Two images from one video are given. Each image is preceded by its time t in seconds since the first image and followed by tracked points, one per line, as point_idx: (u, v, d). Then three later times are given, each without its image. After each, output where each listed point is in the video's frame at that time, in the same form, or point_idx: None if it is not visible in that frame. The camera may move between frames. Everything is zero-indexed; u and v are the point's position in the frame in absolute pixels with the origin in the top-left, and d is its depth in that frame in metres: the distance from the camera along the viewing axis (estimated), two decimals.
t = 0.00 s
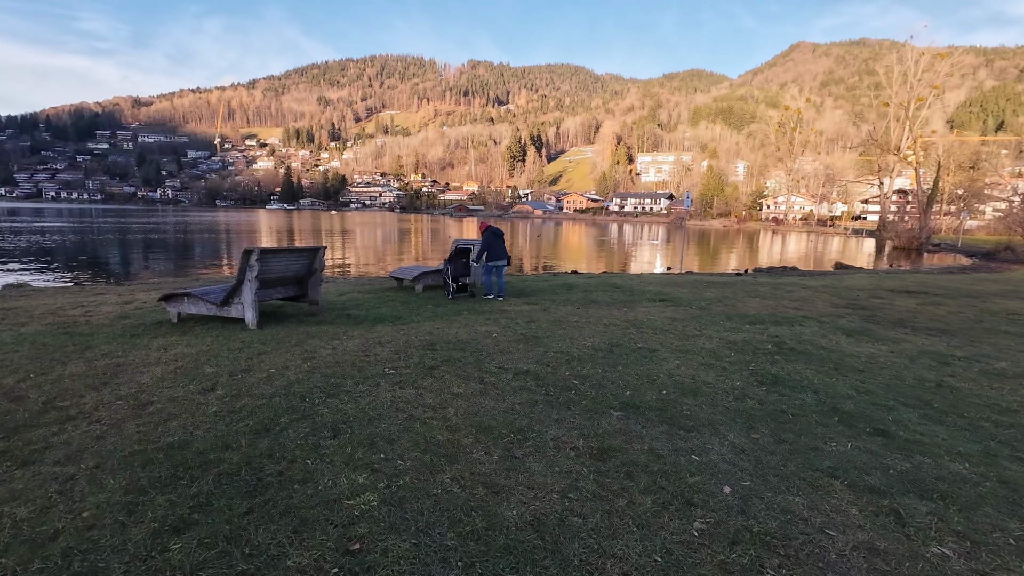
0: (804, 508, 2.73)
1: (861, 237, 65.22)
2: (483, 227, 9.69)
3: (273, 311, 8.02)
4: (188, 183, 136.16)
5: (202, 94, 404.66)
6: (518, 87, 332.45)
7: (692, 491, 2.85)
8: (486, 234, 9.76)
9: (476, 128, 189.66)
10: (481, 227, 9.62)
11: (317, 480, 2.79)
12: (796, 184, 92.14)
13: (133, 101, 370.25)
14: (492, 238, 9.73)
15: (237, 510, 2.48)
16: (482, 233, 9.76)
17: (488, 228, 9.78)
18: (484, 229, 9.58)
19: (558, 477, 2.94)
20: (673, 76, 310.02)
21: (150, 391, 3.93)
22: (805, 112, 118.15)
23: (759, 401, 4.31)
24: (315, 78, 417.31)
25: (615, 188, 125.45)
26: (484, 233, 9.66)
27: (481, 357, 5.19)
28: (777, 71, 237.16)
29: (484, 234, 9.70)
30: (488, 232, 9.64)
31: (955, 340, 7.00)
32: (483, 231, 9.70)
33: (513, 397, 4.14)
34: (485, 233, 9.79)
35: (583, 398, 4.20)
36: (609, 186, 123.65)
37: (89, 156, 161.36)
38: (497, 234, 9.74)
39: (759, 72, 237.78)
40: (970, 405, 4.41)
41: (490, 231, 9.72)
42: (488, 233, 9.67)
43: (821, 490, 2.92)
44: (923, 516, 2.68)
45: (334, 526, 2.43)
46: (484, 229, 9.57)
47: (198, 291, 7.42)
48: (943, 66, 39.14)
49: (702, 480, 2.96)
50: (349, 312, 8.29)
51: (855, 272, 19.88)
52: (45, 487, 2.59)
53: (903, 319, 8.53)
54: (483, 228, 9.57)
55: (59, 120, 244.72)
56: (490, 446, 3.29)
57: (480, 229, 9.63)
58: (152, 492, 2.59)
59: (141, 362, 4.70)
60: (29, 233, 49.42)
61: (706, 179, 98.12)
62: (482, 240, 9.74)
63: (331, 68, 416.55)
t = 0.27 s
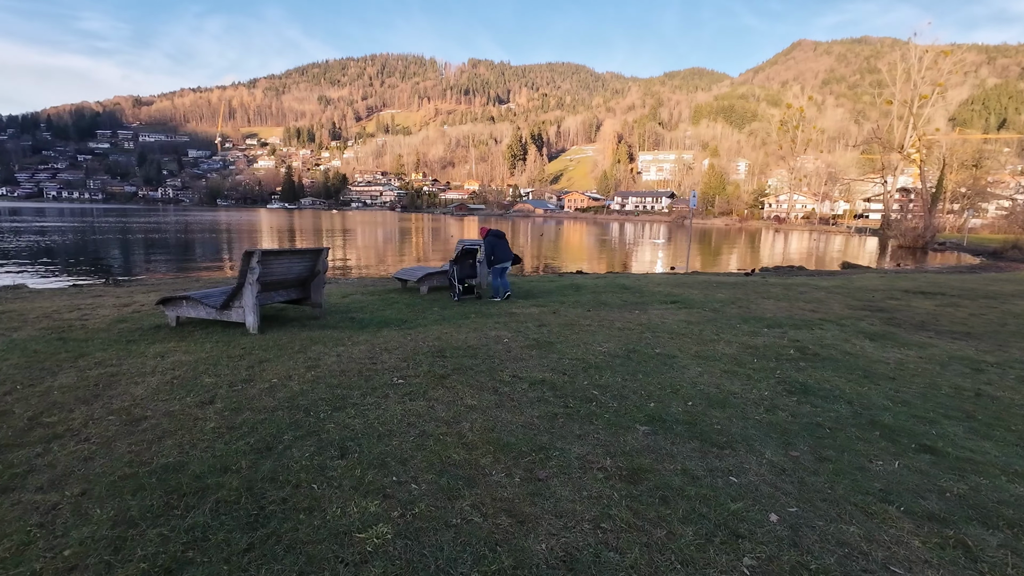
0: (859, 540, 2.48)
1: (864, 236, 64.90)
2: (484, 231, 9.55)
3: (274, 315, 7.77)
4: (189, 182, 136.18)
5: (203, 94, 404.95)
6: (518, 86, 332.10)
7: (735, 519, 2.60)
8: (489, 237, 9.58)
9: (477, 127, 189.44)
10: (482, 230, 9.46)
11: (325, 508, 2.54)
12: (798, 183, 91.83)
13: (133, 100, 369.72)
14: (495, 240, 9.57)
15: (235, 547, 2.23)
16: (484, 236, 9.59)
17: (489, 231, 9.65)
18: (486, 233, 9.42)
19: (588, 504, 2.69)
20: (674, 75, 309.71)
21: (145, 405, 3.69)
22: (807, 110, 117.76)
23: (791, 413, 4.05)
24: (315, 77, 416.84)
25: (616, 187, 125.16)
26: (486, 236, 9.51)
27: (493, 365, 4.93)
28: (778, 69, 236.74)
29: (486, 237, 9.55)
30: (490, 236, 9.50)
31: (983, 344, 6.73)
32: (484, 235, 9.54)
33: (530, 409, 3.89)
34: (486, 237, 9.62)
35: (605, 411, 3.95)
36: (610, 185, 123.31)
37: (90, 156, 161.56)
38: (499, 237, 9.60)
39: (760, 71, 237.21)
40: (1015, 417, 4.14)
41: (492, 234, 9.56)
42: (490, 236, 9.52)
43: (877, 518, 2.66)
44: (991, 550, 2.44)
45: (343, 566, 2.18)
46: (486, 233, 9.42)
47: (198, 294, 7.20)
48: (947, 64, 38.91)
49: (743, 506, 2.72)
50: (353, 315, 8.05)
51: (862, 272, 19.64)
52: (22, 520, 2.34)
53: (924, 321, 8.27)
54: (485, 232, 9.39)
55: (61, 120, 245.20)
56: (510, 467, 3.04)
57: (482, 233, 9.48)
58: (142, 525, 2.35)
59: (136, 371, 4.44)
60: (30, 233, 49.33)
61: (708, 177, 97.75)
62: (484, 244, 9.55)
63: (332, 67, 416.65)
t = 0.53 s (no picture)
0: None
1: (867, 233, 64.54)
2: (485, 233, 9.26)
3: (272, 316, 7.50)
4: (189, 181, 136.04)
5: (203, 92, 404.77)
6: (519, 83, 331.62)
7: (784, 553, 2.32)
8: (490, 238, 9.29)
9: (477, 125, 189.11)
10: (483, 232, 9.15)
11: (323, 541, 2.28)
12: (800, 180, 91.38)
13: (134, 98, 369.56)
14: (497, 241, 9.28)
15: None
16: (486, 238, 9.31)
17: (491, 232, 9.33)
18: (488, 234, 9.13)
19: (617, 534, 2.42)
20: (675, 72, 309.16)
21: (130, 418, 3.41)
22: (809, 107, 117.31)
23: (825, 425, 3.77)
24: (315, 75, 416.22)
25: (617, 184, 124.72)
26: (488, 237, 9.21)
27: (502, 372, 4.66)
28: (779, 66, 236.15)
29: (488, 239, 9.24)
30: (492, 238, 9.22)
31: (1013, 347, 6.43)
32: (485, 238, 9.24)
33: (546, 422, 3.61)
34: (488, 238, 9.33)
35: (625, 423, 3.67)
36: (611, 183, 122.93)
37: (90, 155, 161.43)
38: (502, 236, 9.32)
39: (761, 68, 236.52)
40: None
41: (493, 235, 9.27)
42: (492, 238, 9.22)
43: (937, 549, 2.39)
44: None
45: None
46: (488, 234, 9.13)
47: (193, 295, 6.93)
48: (952, 60, 38.56)
49: (789, 534, 2.44)
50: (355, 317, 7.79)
51: (870, 271, 19.38)
52: None
53: (945, 322, 7.98)
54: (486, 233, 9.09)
55: (62, 119, 245.21)
56: (528, 489, 2.77)
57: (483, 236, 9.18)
58: (120, 558, 2.10)
59: (123, 380, 4.17)
60: (30, 232, 49.13)
61: (709, 174, 97.39)
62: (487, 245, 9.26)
63: (332, 65, 416.55)
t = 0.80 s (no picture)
0: None
1: (870, 230, 64.15)
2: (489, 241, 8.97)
3: (268, 320, 7.23)
4: (190, 179, 135.91)
5: (203, 90, 404.64)
6: (519, 81, 331.22)
7: None
8: (494, 245, 8.99)
9: (478, 122, 188.70)
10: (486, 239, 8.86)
11: None
12: (802, 177, 90.95)
13: (134, 97, 369.07)
14: (501, 248, 9.00)
15: None
16: (489, 245, 9.01)
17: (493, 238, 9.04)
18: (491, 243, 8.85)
19: None
20: (677, 69, 308.45)
21: (106, 440, 3.11)
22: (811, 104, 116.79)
23: (864, 444, 3.45)
24: (315, 73, 415.51)
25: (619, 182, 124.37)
26: (491, 245, 8.92)
27: (509, 383, 4.36)
28: (781, 63, 235.37)
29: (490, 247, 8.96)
30: (495, 245, 8.94)
31: None
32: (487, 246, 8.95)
33: (560, 442, 3.32)
34: (490, 245, 9.05)
35: (646, 442, 3.37)
36: (612, 180, 122.46)
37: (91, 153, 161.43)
38: (505, 242, 9.03)
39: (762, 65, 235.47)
40: None
41: (497, 243, 8.99)
42: (495, 246, 8.94)
43: None
44: None
45: None
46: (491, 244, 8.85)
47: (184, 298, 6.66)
48: (957, 55, 38.21)
49: None
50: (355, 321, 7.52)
51: (878, 269, 19.07)
52: None
53: (968, 325, 7.66)
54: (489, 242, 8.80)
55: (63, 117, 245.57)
56: (544, 525, 2.47)
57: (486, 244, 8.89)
58: None
59: (103, 393, 3.88)
60: (30, 231, 48.94)
61: (711, 171, 96.91)
62: (490, 253, 8.97)
63: (332, 63, 416.58)
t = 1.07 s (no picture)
0: None
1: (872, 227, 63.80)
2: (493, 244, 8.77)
3: (265, 321, 6.95)
4: (190, 176, 135.80)
5: (204, 87, 404.33)
6: (520, 77, 330.41)
7: None
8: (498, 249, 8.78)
9: (478, 119, 188.30)
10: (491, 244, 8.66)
11: None
12: (804, 173, 90.57)
13: (134, 93, 368.24)
14: (505, 251, 8.81)
15: None
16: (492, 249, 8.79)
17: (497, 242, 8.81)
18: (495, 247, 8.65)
19: None
20: (677, 65, 307.47)
21: (78, 458, 2.81)
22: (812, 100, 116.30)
23: (912, 461, 3.17)
24: (315, 70, 414.51)
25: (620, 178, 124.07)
26: (495, 248, 8.71)
27: (520, 392, 4.07)
28: (782, 60, 234.65)
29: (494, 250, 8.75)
30: (499, 249, 8.73)
31: None
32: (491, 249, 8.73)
33: (580, 461, 3.02)
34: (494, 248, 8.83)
35: (673, 459, 3.09)
36: (613, 177, 121.98)
37: (92, 150, 161.42)
38: (509, 246, 8.83)
39: (763, 61, 234.40)
40: None
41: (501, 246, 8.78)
42: (500, 249, 8.74)
43: None
44: None
45: None
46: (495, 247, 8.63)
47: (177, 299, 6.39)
48: (960, 51, 37.91)
49: None
50: (355, 322, 7.22)
51: (886, 266, 18.78)
52: None
53: (992, 325, 7.36)
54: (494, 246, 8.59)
55: (63, 114, 245.21)
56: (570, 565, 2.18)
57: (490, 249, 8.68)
58: None
59: (79, 405, 3.56)
60: (30, 228, 48.80)
61: (712, 168, 96.46)
62: (494, 256, 8.77)
63: (332, 60, 416.26)
